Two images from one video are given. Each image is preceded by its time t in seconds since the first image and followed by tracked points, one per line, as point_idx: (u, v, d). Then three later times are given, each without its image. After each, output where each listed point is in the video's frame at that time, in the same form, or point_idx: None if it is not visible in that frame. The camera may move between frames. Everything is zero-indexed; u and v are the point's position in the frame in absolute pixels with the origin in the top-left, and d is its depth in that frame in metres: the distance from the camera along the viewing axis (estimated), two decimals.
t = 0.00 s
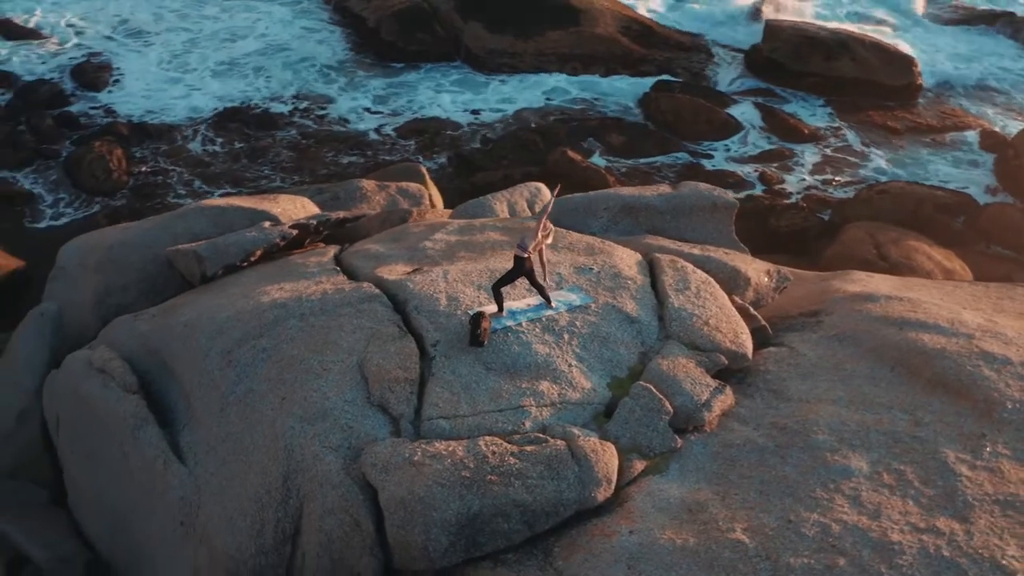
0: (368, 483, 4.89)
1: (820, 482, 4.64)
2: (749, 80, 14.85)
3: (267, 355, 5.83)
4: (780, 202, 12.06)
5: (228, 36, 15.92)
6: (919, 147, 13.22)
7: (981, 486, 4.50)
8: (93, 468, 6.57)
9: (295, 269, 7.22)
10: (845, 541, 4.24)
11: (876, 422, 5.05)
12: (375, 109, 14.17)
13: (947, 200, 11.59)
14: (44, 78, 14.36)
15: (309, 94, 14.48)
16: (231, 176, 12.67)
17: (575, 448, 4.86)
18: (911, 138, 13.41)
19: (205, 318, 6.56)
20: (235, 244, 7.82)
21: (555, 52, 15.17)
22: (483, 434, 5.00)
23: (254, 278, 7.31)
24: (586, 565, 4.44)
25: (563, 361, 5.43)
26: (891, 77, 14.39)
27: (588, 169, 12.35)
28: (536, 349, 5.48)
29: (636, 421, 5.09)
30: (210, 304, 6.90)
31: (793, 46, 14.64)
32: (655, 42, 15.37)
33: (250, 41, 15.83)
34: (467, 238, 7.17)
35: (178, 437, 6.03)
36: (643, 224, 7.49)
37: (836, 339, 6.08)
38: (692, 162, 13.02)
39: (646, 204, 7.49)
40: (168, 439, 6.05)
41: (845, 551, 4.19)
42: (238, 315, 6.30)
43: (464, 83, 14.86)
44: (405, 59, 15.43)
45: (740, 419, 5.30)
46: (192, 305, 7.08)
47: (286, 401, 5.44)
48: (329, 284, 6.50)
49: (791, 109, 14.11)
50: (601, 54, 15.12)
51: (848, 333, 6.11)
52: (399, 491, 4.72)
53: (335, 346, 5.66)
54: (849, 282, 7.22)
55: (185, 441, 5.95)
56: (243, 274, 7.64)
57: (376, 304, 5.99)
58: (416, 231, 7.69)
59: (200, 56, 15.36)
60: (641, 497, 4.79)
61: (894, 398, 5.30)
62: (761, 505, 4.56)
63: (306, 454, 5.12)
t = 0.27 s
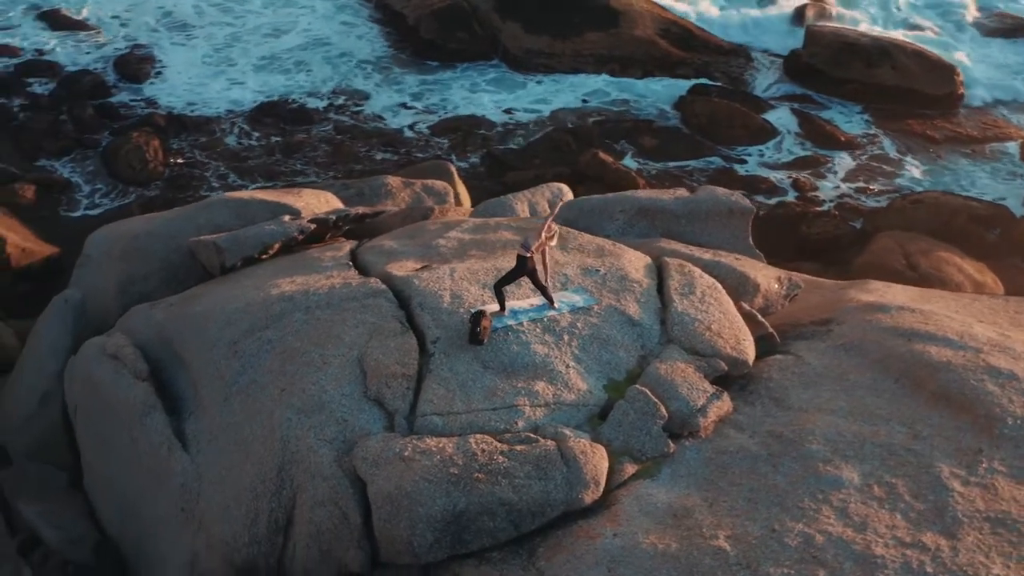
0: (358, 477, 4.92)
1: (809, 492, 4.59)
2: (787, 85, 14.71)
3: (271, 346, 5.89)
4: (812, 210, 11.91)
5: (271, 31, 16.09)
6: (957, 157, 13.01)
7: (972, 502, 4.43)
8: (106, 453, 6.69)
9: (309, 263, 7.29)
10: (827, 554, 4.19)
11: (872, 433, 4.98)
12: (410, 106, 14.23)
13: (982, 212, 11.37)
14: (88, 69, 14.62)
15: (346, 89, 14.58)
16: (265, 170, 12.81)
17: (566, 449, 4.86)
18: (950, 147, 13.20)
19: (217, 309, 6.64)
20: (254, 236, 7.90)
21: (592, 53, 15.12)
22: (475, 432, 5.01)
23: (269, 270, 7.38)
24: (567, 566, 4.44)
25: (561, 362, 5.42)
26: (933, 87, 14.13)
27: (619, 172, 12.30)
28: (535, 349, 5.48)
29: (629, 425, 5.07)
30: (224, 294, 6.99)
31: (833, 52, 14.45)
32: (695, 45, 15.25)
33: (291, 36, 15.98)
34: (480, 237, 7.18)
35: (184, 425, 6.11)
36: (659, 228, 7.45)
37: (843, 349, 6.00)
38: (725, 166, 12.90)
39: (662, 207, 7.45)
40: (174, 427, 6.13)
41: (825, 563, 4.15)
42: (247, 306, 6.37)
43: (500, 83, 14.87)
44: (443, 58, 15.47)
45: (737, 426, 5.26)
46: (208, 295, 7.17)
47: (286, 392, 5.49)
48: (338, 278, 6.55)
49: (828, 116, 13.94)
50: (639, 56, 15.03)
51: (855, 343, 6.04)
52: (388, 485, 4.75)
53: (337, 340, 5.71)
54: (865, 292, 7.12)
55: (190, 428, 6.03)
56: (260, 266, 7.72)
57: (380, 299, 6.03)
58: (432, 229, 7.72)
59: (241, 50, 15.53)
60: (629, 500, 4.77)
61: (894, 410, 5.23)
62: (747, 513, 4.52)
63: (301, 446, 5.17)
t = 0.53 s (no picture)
0: (348, 469, 4.96)
1: (795, 504, 4.54)
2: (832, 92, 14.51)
3: (277, 337, 5.96)
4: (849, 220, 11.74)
5: (319, 26, 16.26)
6: (1003, 170, 12.74)
7: (960, 521, 4.35)
8: (120, 436, 6.83)
9: (326, 257, 7.36)
10: (806, 567, 4.15)
11: (867, 446, 4.92)
12: (451, 104, 14.28)
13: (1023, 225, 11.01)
14: (138, 60, 14.90)
15: (389, 85, 14.69)
16: (304, 164, 12.95)
17: (554, 450, 4.85)
18: (996, 160, 12.94)
19: (231, 298, 6.73)
20: (277, 228, 7.99)
21: (636, 55, 15.03)
22: (466, 429, 5.03)
23: (288, 263, 7.47)
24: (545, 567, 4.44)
25: (558, 363, 5.42)
26: (982, 98, 13.89)
27: (654, 176, 12.24)
28: (534, 349, 5.48)
29: (620, 429, 5.05)
30: (240, 284, 7.08)
31: (881, 61, 14.23)
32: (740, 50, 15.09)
33: (339, 30, 16.16)
34: (495, 236, 7.19)
35: (192, 411, 6.21)
36: (677, 232, 7.41)
37: (850, 360, 5.92)
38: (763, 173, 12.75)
39: (681, 211, 7.40)
40: (183, 413, 6.23)
41: None
42: (259, 297, 6.45)
43: (542, 83, 14.87)
44: (486, 57, 15.48)
45: (732, 434, 5.21)
46: (226, 284, 7.27)
47: (286, 383, 5.55)
48: (350, 272, 6.61)
49: (872, 125, 13.74)
50: (683, 60, 14.90)
51: (862, 355, 5.96)
52: (374, 479, 4.79)
53: (339, 333, 5.76)
54: (883, 303, 7.01)
55: (197, 415, 6.13)
56: (280, 258, 7.81)
57: (387, 295, 6.07)
58: (451, 226, 7.74)
59: (288, 45, 15.71)
60: (614, 504, 4.75)
61: (893, 424, 5.14)
62: (730, 522, 4.49)
63: (296, 436, 5.22)
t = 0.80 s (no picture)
0: (340, 462, 5.01)
1: (781, 513, 4.50)
2: (871, 99, 14.31)
3: (282, 329, 6.03)
4: (881, 229, 11.58)
5: (360, 22, 16.37)
6: None
7: (947, 538, 4.29)
8: (134, 421, 6.94)
9: (341, 252, 7.42)
10: None
11: (861, 458, 4.86)
12: (485, 103, 14.30)
13: None
14: (180, 53, 15.13)
15: (425, 82, 14.76)
16: (338, 160, 13.07)
17: (544, 450, 4.85)
18: None
19: (244, 289, 6.81)
20: (296, 222, 8.06)
21: (673, 58, 14.92)
22: (458, 427, 5.05)
23: (304, 256, 7.54)
24: (526, 566, 4.45)
25: (556, 363, 5.42)
26: None
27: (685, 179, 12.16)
28: (533, 349, 5.49)
29: (613, 432, 5.04)
30: (255, 275, 7.17)
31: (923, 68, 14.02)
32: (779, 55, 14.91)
33: (381, 28, 16.24)
34: (509, 235, 7.19)
35: (199, 399, 6.29)
36: (692, 236, 7.36)
37: (856, 371, 5.85)
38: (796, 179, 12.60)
39: (697, 216, 7.36)
40: (190, 401, 6.32)
41: None
42: (270, 289, 6.52)
43: (578, 83, 14.83)
44: (524, 57, 15.47)
45: (728, 441, 5.18)
46: (242, 275, 7.36)
47: (287, 375, 5.62)
48: (360, 268, 6.66)
49: (911, 133, 13.55)
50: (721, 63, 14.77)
51: (868, 365, 5.89)
52: (364, 472, 4.83)
53: (343, 327, 5.80)
54: (898, 314, 6.92)
55: (204, 403, 6.21)
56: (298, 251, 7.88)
57: (393, 290, 6.11)
58: (467, 225, 7.76)
59: (328, 41, 15.84)
60: (601, 506, 4.75)
61: (891, 436, 5.08)
62: (714, 528, 4.46)
63: (292, 427, 5.28)
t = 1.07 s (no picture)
0: (333, 454, 5.05)
1: (767, 521, 4.46)
2: (910, 108, 14.11)
3: (289, 321, 6.08)
4: (914, 239, 11.41)
5: (402, 20, 16.45)
6: None
7: (932, 553, 4.22)
8: (146, 407, 7.05)
9: (356, 247, 7.47)
10: None
11: (854, 468, 4.80)
12: (520, 103, 14.29)
13: None
14: (221, 47, 15.34)
15: (461, 80, 14.79)
16: (371, 156, 13.16)
17: (535, 449, 4.85)
18: None
19: (257, 281, 6.88)
20: (315, 216, 8.12)
21: (711, 62, 14.78)
22: (452, 424, 5.06)
23: (320, 250, 7.60)
24: (508, 566, 4.46)
25: (554, 364, 5.41)
26: None
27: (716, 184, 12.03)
28: (532, 349, 5.49)
29: (606, 435, 5.03)
30: (271, 268, 7.24)
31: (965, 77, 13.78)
32: (819, 61, 14.70)
33: (423, 26, 16.28)
34: (523, 235, 7.18)
35: (207, 388, 6.38)
36: (707, 241, 7.31)
37: (861, 381, 5.78)
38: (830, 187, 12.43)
39: (713, 220, 7.30)
40: (198, 389, 6.40)
41: None
42: (281, 282, 6.58)
43: (614, 84, 14.76)
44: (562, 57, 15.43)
45: (723, 448, 5.15)
46: (258, 267, 7.44)
47: (289, 366, 5.67)
48: (370, 263, 6.70)
49: (950, 143, 13.33)
50: (760, 68, 14.63)
51: (873, 375, 5.81)
52: (355, 466, 4.86)
53: (347, 322, 5.85)
54: (912, 326, 6.81)
55: (211, 392, 6.29)
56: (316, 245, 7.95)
57: (399, 286, 6.14)
58: (483, 224, 7.77)
59: (368, 38, 15.94)
60: (588, 508, 4.74)
61: (888, 448, 5.01)
62: (698, 534, 4.44)
63: (290, 419, 5.33)
